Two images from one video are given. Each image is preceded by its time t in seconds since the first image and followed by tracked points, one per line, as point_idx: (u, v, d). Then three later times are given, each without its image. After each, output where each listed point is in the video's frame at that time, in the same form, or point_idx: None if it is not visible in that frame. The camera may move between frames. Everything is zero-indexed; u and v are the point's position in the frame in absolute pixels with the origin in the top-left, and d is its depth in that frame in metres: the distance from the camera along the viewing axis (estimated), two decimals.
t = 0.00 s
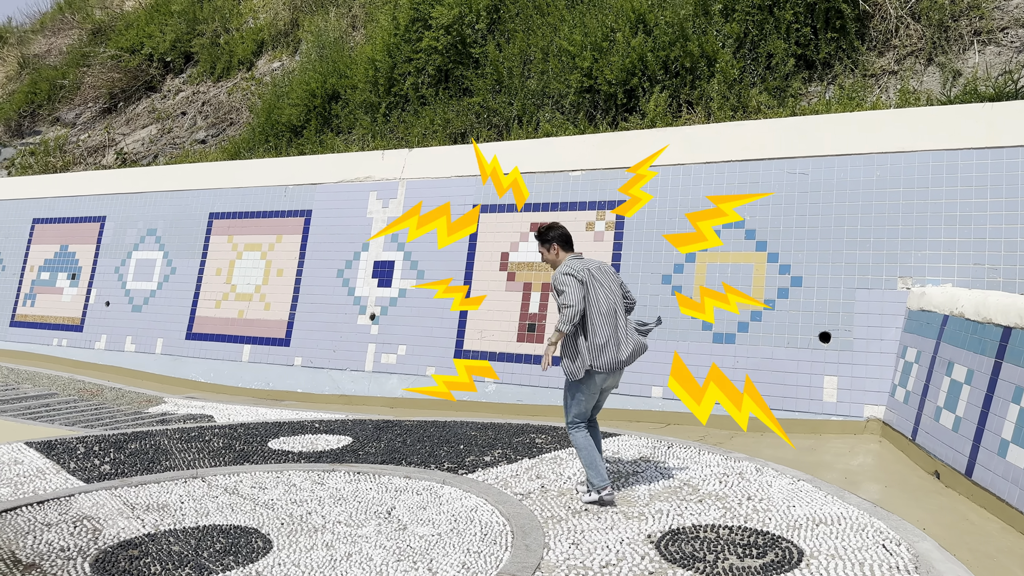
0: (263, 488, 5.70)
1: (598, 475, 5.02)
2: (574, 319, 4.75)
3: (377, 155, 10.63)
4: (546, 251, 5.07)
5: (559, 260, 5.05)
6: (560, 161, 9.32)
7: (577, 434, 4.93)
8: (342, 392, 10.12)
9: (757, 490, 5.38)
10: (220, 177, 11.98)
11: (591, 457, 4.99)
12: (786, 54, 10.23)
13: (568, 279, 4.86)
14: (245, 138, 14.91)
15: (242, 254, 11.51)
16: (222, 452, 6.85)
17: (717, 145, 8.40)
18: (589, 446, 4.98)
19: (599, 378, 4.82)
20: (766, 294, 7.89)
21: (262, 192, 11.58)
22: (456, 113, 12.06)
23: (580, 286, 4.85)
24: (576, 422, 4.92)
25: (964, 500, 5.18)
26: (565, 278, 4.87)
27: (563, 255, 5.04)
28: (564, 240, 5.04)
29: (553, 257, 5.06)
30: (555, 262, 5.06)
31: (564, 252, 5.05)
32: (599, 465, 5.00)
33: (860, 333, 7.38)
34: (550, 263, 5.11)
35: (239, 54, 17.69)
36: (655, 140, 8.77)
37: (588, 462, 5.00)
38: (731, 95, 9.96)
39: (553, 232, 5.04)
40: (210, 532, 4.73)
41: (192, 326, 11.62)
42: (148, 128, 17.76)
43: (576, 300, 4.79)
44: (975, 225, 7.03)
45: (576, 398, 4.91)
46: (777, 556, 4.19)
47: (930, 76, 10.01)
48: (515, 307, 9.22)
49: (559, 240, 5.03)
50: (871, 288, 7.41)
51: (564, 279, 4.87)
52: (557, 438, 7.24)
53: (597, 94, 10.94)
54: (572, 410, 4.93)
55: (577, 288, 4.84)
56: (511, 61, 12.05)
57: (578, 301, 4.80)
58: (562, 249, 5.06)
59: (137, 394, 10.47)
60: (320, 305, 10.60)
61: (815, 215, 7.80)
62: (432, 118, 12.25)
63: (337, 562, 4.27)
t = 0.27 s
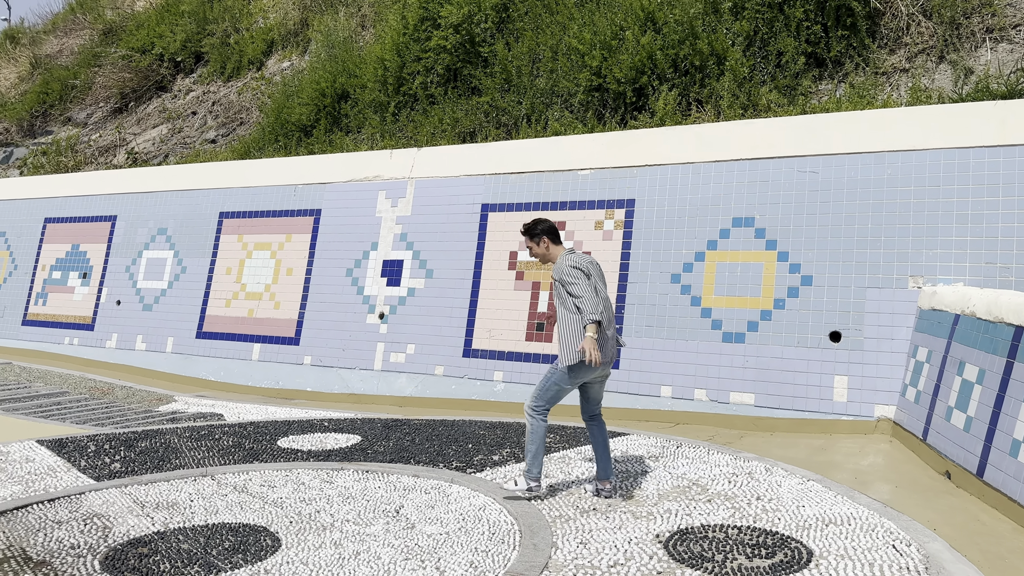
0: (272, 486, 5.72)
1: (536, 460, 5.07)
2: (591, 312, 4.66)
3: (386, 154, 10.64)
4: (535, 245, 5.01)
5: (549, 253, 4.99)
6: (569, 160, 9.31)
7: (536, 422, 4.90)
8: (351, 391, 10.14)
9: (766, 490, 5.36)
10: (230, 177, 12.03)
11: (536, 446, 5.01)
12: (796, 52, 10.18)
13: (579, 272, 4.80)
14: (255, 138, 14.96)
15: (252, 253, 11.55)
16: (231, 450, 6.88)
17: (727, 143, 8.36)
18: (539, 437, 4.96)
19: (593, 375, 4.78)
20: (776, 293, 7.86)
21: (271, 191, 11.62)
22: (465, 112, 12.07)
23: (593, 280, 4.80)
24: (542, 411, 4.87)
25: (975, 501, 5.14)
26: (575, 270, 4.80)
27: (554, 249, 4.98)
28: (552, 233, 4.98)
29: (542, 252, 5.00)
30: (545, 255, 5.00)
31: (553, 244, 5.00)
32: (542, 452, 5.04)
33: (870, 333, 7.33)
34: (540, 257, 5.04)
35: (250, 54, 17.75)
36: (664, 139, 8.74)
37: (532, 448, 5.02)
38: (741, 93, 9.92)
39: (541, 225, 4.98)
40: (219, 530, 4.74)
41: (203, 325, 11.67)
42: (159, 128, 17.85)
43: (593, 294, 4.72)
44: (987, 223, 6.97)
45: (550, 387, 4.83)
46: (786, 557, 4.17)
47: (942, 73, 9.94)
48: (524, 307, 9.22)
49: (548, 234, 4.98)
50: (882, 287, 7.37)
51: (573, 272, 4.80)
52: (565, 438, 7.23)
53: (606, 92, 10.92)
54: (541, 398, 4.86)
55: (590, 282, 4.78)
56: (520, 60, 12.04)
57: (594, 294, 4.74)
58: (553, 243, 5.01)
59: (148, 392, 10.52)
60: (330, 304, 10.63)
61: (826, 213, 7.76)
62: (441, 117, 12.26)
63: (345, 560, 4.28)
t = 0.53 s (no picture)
0: (281, 485, 5.74)
1: (531, 476, 4.99)
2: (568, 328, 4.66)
3: (395, 154, 10.66)
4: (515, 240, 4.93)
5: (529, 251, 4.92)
6: (578, 160, 9.30)
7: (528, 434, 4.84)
8: (360, 390, 10.17)
9: (775, 490, 5.33)
10: (240, 177, 12.08)
11: (530, 460, 4.94)
12: (806, 51, 10.13)
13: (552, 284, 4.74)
14: (265, 138, 15.01)
15: (261, 253, 11.59)
16: (240, 449, 6.90)
17: (736, 142, 8.33)
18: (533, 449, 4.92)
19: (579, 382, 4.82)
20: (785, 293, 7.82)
21: (281, 191, 11.66)
22: (473, 112, 12.07)
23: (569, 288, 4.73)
24: (534, 421, 4.83)
25: (987, 502, 5.11)
26: (552, 282, 4.73)
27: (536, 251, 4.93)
28: (535, 232, 4.91)
29: (522, 249, 4.93)
30: (524, 253, 4.93)
31: (535, 244, 4.94)
32: (537, 466, 4.97)
33: (881, 333, 7.29)
34: (519, 254, 4.94)
35: (259, 54, 17.81)
36: (673, 138, 8.72)
37: (527, 463, 4.95)
38: (751, 92, 9.88)
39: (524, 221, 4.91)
40: (229, 529, 4.76)
41: (213, 324, 11.72)
42: (169, 128, 17.94)
43: (573, 307, 4.69)
44: (999, 223, 6.92)
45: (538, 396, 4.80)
46: (795, 557, 4.15)
47: (953, 71, 9.88)
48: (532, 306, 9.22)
49: (533, 233, 4.92)
50: (892, 287, 7.32)
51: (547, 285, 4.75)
52: (574, 438, 7.22)
53: (614, 92, 10.91)
54: (532, 408, 4.82)
55: (567, 293, 4.72)
56: (529, 60, 12.03)
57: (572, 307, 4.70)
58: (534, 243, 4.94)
59: (158, 391, 10.57)
60: (339, 303, 10.66)
61: (836, 213, 7.72)
62: (450, 117, 12.26)
63: (353, 559, 4.29)
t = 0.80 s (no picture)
0: (289, 485, 5.75)
1: (544, 478, 5.05)
2: (538, 342, 4.66)
3: (403, 154, 10.68)
4: (483, 262, 4.93)
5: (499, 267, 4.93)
6: (586, 160, 9.28)
7: (541, 435, 4.91)
8: (369, 390, 10.19)
9: (785, 491, 5.31)
10: (249, 177, 12.12)
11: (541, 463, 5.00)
12: (816, 49, 10.09)
13: (524, 295, 4.72)
14: (274, 138, 15.06)
15: (270, 253, 11.63)
16: (249, 449, 6.92)
17: (745, 142, 8.30)
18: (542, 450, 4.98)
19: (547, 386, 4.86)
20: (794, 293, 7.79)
21: (289, 191, 11.70)
22: (481, 112, 12.07)
23: (543, 298, 4.71)
24: (544, 421, 4.91)
25: (998, 503, 5.07)
26: (522, 294, 4.73)
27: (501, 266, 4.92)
28: (498, 247, 4.91)
29: (492, 267, 4.93)
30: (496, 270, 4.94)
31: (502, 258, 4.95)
32: (548, 467, 5.04)
33: (891, 333, 7.25)
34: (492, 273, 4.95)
35: (269, 54, 17.87)
36: (682, 137, 8.70)
37: (538, 465, 5.00)
38: (760, 91, 9.85)
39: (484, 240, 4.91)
40: (237, 528, 4.78)
41: (222, 324, 11.77)
42: (179, 129, 18.01)
43: (543, 318, 4.69)
44: (1010, 222, 6.87)
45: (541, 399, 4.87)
46: (804, 559, 4.13)
47: (964, 70, 9.82)
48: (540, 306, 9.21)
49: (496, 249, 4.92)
50: (902, 287, 7.28)
51: (518, 296, 4.73)
52: (582, 438, 7.20)
53: (623, 91, 10.88)
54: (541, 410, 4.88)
55: (539, 304, 4.70)
56: (537, 59, 12.02)
57: (543, 318, 4.69)
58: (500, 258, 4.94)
59: (168, 390, 10.63)
60: (347, 303, 10.68)
61: (846, 212, 7.68)
62: (458, 117, 12.27)
63: (361, 559, 4.29)
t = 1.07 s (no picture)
0: (297, 484, 5.77)
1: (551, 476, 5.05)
2: (545, 347, 4.71)
3: (410, 154, 10.69)
4: (467, 293, 4.82)
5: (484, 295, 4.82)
6: (593, 160, 9.28)
7: (546, 435, 4.91)
8: (376, 390, 10.21)
9: (792, 492, 5.29)
10: (257, 177, 12.17)
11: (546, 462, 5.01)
12: (824, 49, 10.05)
13: (520, 306, 4.72)
14: (282, 138, 15.10)
15: (279, 253, 11.67)
16: (257, 448, 6.95)
17: (753, 141, 8.28)
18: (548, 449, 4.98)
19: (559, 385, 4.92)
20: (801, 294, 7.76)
21: (297, 191, 11.73)
22: (489, 112, 12.08)
23: (540, 306, 4.74)
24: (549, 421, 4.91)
25: (1007, 505, 5.04)
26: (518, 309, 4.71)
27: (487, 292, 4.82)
28: (479, 275, 4.79)
29: (477, 296, 4.83)
30: (481, 298, 4.83)
31: (485, 285, 4.83)
32: (554, 466, 5.04)
33: (899, 333, 7.22)
34: (478, 301, 4.86)
35: (277, 55, 17.92)
36: (689, 137, 8.68)
37: (544, 464, 5.01)
38: (768, 91, 9.83)
39: (461, 272, 4.80)
40: (245, 528, 4.79)
41: (230, 323, 11.82)
42: (188, 129, 18.09)
43: (544, 324, 4.72)
44: (1020, 222, 6.83)
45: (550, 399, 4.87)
46: (811, 560, 4.12)
47: (973, 69, 9.79)
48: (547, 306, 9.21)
49: (476, 277, 4.80)
50: (911, 287, 7.24)
51: (514, 310, 4.72)
52: (589, 438, 7.20)
53: (630, 91, 10.87)
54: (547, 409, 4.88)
55: (538, 312, 4.72)
56: (545, 59, 12.01)
57: (545, 324, 4.72)
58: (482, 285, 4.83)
59: (176, 389, 10.67)
60: (355, 303, 10.70)
61: (854, 212, 7.65)
62: (465, 117, 12.28)
63: (368, 558, 4.30)
